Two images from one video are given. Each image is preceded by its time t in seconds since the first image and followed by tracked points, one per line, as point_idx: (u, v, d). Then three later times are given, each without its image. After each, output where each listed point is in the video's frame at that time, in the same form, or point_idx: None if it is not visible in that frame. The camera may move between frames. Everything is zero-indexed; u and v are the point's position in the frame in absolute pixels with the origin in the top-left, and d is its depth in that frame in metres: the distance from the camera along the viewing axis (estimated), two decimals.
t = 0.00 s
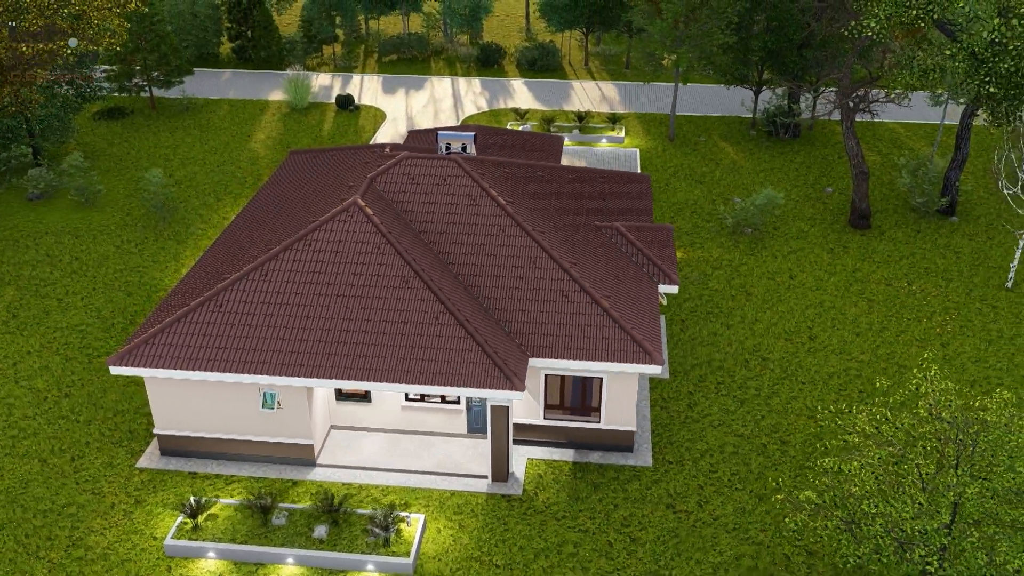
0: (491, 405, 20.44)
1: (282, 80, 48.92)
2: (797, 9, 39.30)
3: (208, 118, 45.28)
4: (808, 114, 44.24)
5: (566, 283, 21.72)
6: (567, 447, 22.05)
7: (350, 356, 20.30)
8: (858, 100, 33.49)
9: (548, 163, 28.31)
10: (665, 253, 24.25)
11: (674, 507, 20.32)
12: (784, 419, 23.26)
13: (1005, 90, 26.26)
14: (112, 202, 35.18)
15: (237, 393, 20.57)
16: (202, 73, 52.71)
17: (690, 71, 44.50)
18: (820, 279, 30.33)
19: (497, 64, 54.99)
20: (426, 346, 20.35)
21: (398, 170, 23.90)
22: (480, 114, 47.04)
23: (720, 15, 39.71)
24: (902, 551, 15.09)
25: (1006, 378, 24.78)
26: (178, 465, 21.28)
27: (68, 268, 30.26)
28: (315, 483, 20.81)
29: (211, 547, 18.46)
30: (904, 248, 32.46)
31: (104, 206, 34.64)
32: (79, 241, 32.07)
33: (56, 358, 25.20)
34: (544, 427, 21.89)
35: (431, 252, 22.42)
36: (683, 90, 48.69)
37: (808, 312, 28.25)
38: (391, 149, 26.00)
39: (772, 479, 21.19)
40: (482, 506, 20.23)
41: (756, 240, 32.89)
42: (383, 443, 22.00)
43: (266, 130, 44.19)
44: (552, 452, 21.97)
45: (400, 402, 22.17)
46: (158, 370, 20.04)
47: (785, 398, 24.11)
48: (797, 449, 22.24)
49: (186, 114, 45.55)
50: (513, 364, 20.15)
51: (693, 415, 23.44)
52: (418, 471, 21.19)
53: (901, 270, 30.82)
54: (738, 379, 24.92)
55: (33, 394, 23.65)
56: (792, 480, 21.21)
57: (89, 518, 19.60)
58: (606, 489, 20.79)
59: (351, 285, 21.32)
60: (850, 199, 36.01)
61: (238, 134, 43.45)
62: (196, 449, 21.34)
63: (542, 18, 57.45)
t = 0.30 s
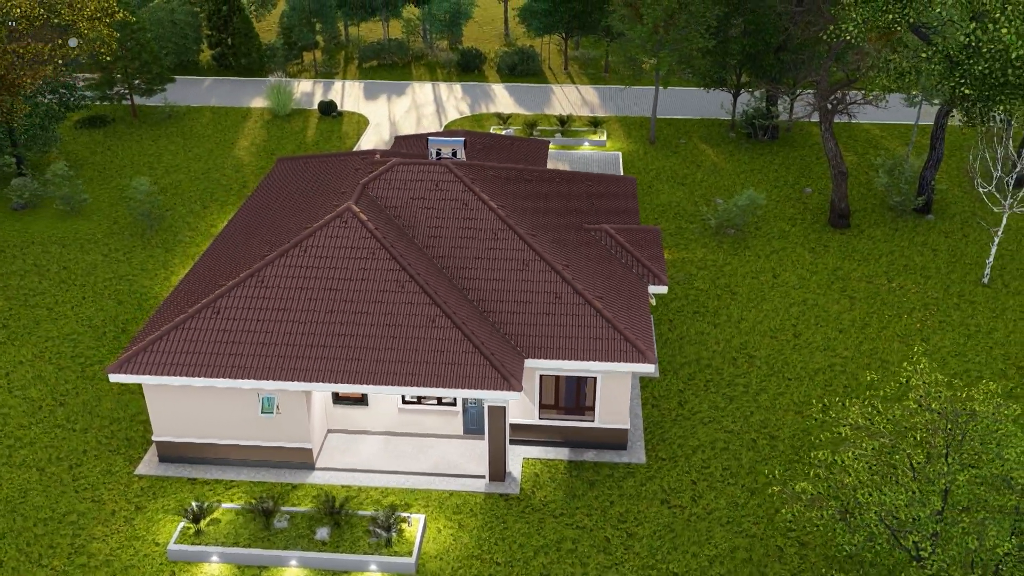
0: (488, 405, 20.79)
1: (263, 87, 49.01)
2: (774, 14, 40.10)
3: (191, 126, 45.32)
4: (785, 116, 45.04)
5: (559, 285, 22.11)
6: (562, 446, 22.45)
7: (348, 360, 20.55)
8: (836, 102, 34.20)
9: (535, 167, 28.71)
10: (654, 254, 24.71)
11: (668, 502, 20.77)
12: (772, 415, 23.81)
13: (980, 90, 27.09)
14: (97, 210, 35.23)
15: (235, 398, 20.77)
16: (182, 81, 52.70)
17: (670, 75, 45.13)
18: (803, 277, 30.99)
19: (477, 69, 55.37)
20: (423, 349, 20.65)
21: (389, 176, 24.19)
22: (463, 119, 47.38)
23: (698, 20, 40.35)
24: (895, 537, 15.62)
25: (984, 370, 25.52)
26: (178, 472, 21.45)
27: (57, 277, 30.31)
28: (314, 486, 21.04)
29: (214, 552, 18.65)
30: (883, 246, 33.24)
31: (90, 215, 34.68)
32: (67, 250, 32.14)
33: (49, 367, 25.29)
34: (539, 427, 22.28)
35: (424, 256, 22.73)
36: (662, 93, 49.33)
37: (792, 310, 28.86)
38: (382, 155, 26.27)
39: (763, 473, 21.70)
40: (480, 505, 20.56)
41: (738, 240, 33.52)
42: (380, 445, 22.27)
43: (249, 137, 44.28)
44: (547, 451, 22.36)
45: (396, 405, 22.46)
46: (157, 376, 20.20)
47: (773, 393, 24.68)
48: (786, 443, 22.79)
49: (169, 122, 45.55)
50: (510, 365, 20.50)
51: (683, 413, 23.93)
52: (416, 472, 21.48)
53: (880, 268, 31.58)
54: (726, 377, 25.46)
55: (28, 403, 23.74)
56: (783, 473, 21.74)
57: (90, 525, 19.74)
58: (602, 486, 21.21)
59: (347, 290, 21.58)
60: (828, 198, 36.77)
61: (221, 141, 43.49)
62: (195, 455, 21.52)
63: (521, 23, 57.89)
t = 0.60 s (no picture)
0: (486, 407, 21.04)
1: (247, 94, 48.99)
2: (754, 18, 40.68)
3: (175, 133, 45.26)
4: (766, 118, 45.67)
5: (553, 287, 22.41)
6: (559, 446, 22.75)
7: (347, 364, 20.73)
8: (818, 104, 34.77)
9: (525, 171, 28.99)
10: (645, 256, 25.08)
11: (665, 499, 21.13)
12: (763, 412, 24.25)
13: (958, 92, 27.75)
14: (84, 218, 35.18)
15: (235, 404, 20.88)
16: (164, 88, 52.59)
17: (652, 78, 45.62)
18: (789, 277, 31.52)
19: (460, 74, 55.60)
20: (422, 353, 20.86)
21: (383, 181, 24.39)
22: (447, 124, 47.59)
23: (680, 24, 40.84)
24: (890, 527, 16.07)
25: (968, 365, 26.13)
26: (177, 478, 21.54)
27: (46, 286, 30.28)
28: (315, 490, 21.19)
29: (218, 557, 18.77)
30: (866, 245, 33.90)
31: (77, 224, 34.65)
32: (56, 259, 32.12)
33: (43, 376, 25.29)
34: (536, 428, 22.56)
35: (420, 260, 22.94)
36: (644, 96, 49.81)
37: (779, 309, 29.35)
38: (374, 161, 26.45)
39: (757, 470, 22.11)
40: (480, 506, 20.80)
41: (724, 240, 34.02)
42: (379, 449, 22.45)
43: (234, 144, 44.26)
44: (544, 451, 22.64)
45: (394, 408, 22.64)
46: (158, 383, 20.28)
47: (763, 391, 25.13)
48: (777, 439, 23.24)
49: (152, 130, 45.45)
50: (508, 367, 20.77)
51: (677, 411, 24.30)
52: (415, 474, 21.69)
53: (862, 267, 32.21)
54: (717, 375, 25.88)
55: (22, 413, 23.75)
56: (776, 468, 22.16)
57: (92, 533, 19.80)
58: (599, 485, 21.52)
59: (345, 294, 21.75)
60: (811, 199, 37.39)
61: (206, 149, 43.47)
62: (195, 461, 21.62)
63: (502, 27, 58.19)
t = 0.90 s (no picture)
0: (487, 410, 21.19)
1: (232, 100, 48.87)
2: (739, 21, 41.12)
3: (161, 140, 45.11)
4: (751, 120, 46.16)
5: (552, 290, 22.60)
6: (558, 447, 22.93)
7: (349, 369, 20.80)
8: (803, 105, 35.19)
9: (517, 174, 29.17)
10: (638, 258, 25.34)
11: (664, 498, 21.36)
12: (757, 410, 24.60)
13: (943, 93, 28.31)
14: (73, 227, 35.07)
15: (236, 410, 20.90)
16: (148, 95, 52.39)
17: (637, 82, 45.96)
18: (778, 277, 31.95)
19: (445, 79, 55.69)
20: (423, 356, 20.98)
21: (378, 187, 24.48)
22: (434, 128, 47.69)
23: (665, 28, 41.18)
24: (891, 520, 16.42)
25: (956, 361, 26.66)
26: (178, 485, 21.53)
27: (37, 295, 30.18)
28: (316, 495, 21.25)
29: (222, 563, 18.80)
30: (852, 244, 34.42)
31: (65, 232, 34.52)
32: (45, 268, 31.99)
33: (37, 386, 25.22)
34: (535, 429, 22.73)
35: (418, 264, 23.06)
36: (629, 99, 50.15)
37: (770, 308, 29.74)
38: (368, 166, 26.53)
39: (754, 468, 22.41)
40: (482, 507, 20.94)
41: (713, 241, 34.39)
42: (379, 453, 22.53)
43: (220, 150, 44.14)
44: (544, 452, 22.82)
45: (393, 412, 22.73)
46: (158, 391, 20.28)
47: (757, 390, 25.48)
48: (773, 437, 23.57)
49: (137, 137, 45.26)
50: (509, 370, 20.93)
51: (673, 411, 24.57)
52: (416, 478, 21.78)
53: (849, 266, 32.70)
54: (711, 375, 26.18)
55: (18, 423, 23.68)
56: (773, 466, 22.48)
57: (94, 542, 19.78)
58: (599, 485, 21.73)
59: (344, 299, 21.83)
60: (797, 199, 37.87)
61: (193, 155, 43.34)
62: (195, 468, 21.62)
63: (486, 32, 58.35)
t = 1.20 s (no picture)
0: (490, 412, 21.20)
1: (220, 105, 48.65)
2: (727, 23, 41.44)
3: (149, 146, 44.86)
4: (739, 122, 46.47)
5: (553, 292, 22.66)
6: (560, 449, 22.99)
7: (353, 374, 20.76)
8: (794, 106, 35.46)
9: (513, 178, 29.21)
10: (636, 259, 25.44)
11: (668, 498, 21.48)
12: (756, 410, 24.79)
13: (934, 94, 28.78)
14: (63, 234, 34.84)
15: (238, 417, 20.82)
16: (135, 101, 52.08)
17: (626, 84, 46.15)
18: (772, 277, 32.23)
19: (432, 83, 55.66)
20: (427, 360, 20.98)
21: (377, 191, 24.46)
22: (424, 132, 47.65)
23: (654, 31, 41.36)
24: (899, 515, 16.68)
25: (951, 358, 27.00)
26: (180, 493, 21.41)
27: (30, 304, 29.95)
28: (320, 501, 21.19)
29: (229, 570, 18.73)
30: (843, 244, 34.77)
31: (56, 239, 34.28)
32: (37, 275, 31.81)
33: (33, 395, 25.04)
34: (538, 432, 22.78)
35: (418, 268, 23.05)
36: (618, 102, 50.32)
37: (765, 308, 29.99)
38: (365, 170, 26.50)
39: (756, 467, 22.57)
40: (486, 511, 20.95)
41: (706, 242, 34.59)
42: (381, 457, 22.48)
43: (210, 155, 43.96)
44: (546, 455, 22.87)
45: (396, 416, 22.69)
46: (160, 398, 20.17)
47: (755, 389, 25.66)
48: (773, 436, 23.76)
49: (125, 143, 45.02)
50: (512, 372, 20.96)
51: (673, 412, 24.68)
52: (419, 482, 21.76)
53: (841, 266, 33.03)
54: (710, 375, 26.34)
55: (15, 433, 23.50)
56: (775, 464, 22.65)
57: (97, 551, 19.68)
58: (603, 486, 21.80)
59: (346, 304, 21.79)
60: (787, 200, 38.17)
61: (182, 161, 43.12)
62: (197, 476, 21.51)
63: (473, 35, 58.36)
